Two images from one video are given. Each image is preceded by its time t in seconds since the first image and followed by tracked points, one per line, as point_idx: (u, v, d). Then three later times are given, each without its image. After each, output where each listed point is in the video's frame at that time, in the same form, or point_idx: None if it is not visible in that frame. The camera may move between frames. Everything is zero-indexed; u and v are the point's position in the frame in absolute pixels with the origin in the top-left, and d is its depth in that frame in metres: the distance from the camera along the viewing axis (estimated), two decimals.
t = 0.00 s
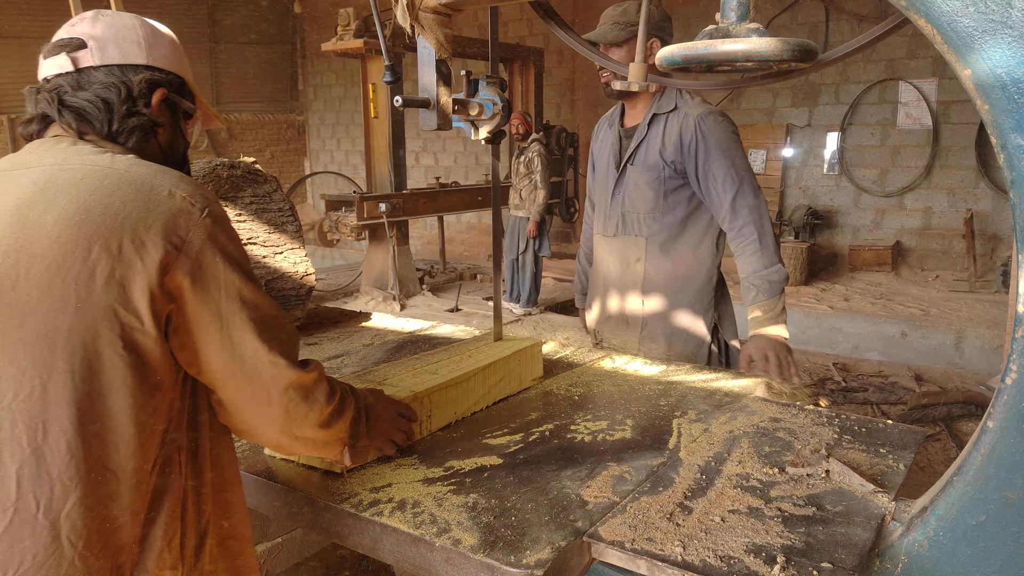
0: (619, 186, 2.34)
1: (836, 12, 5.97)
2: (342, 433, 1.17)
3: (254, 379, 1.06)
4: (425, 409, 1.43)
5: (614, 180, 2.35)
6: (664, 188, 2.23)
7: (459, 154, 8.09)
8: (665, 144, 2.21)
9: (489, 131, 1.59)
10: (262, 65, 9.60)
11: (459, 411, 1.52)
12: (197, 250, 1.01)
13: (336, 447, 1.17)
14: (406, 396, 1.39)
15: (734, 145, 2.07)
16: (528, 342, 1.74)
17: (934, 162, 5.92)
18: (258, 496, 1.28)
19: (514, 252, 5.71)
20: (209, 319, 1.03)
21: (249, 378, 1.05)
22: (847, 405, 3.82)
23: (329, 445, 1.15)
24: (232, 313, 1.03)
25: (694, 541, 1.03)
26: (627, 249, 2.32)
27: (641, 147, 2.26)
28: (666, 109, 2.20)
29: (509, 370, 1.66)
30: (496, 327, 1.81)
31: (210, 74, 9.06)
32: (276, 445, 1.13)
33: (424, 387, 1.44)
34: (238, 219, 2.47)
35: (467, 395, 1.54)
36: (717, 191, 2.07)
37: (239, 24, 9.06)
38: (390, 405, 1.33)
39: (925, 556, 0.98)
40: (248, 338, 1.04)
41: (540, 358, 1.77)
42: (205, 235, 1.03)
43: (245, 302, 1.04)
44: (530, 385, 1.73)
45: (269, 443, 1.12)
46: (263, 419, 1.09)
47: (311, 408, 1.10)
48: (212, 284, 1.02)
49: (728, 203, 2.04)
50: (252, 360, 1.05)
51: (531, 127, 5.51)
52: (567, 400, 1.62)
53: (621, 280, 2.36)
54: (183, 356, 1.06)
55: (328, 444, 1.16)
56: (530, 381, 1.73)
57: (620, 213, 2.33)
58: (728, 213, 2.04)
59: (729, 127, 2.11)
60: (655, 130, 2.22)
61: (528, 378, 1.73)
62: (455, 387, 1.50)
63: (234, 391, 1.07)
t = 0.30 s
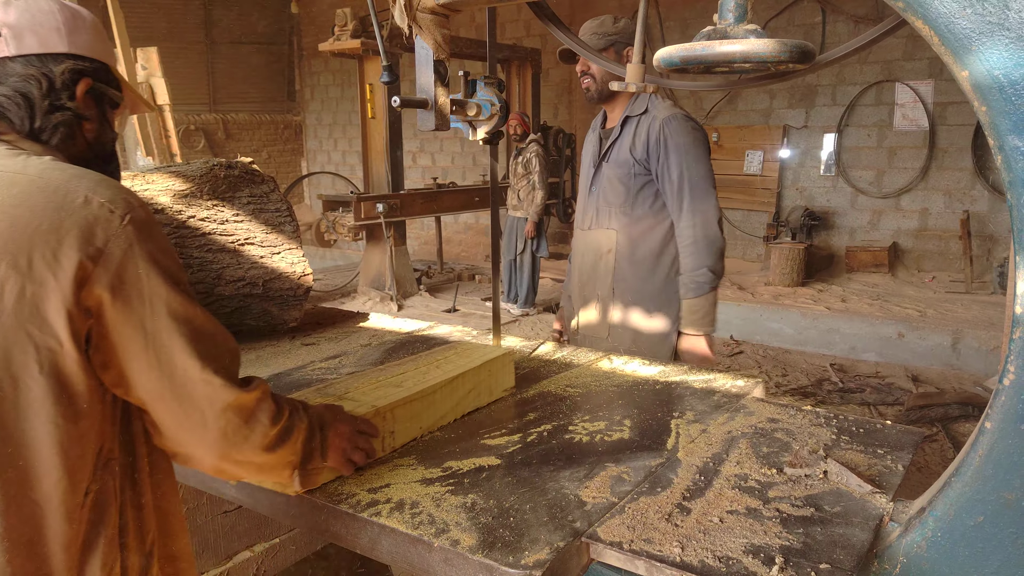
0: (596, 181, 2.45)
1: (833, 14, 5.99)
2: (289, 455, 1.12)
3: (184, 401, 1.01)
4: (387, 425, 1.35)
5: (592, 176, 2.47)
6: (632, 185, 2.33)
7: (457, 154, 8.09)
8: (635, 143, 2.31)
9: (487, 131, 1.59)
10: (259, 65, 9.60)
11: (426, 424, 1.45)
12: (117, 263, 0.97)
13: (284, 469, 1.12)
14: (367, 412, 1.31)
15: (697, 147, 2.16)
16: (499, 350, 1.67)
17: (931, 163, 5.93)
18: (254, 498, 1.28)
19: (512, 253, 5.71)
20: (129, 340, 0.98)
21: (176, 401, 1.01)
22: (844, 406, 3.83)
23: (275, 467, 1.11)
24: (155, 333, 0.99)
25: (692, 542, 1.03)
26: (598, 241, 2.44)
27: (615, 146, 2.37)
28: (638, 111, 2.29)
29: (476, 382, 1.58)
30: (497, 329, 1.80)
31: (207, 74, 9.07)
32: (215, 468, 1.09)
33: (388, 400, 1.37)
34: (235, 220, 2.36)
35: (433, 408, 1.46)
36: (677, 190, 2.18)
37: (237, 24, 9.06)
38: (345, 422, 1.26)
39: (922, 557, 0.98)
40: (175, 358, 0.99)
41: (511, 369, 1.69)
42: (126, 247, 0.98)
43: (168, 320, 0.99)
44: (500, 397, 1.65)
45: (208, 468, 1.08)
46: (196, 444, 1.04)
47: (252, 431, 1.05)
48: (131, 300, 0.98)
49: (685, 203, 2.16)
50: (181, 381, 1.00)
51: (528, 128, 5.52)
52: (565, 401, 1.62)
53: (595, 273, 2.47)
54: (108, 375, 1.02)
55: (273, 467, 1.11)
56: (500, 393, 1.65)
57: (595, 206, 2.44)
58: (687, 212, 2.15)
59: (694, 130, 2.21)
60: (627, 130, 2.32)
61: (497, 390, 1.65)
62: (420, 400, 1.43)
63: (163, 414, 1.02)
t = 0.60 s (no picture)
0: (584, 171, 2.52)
1: (838, 10, 5.96)
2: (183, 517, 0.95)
3: (71, 446, 0.84)
4: (310, 456, 1.22)
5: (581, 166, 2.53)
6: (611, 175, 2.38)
7: (459, 150, 8.08)
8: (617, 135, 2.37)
9: (491, 126, 1.58)
10: (261, 60, 9.58)
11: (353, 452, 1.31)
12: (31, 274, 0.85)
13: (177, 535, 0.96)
14: (284, 442, 1.17)
15: (669, 140, 2.18)
16: (440, 364, 1.54)
17: (934, 160, 5.91)
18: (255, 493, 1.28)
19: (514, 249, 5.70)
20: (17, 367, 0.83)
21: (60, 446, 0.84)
22: (847, 403, 3.82)
23: (166, 534, 0.93)
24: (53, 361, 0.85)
25: (696, 539, 1.03)
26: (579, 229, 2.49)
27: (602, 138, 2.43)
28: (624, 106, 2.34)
29: (413, 402, 1.45)
30: (501, 325, 1.79)
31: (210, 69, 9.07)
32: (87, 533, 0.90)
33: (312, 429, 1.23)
34: (239, 214, 2.31)
35: (366, 431, 1.33)
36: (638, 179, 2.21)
37: (239, 19, 9.05)
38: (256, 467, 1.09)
39: (927, 554, 0.97)
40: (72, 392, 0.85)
41: (451, 384, 1.56)
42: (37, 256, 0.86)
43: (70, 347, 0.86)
44: (441, 415, 1.53)
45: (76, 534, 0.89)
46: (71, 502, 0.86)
47: (144, 491, 0.88)
48: (40, 315, 0.85)
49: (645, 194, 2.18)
50: (73, 421, 0.85)
51: (531, 123, 5.51)
52: (567, 398, 1.61)
53: (575, 260, 2.51)
54: None
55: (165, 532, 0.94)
56: (440, 411, 1.53)
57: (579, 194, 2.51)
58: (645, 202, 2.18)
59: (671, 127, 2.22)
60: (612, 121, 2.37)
61: (437, 408, 1.52)
62: (348, 424, 1.30)
63: (42, 463, 0.84)
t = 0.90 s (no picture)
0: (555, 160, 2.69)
1: (841, 5, 5.94)
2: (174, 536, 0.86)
3: (59, 455, 0.75)
4: (280, 470, 1.14)
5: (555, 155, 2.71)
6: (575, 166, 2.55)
7: (460, 144, 8.06)
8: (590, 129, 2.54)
9: (493, 120, 1.57)
10: (263, 53, 9.56)
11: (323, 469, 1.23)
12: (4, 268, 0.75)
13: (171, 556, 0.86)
14: (252, 458, 1.08)
15: (633, 136, 2.34)
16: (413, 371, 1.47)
17: (937, 155, 5.89)
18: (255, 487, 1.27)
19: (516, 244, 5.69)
20: None
21: (52, 449, 0.75)
22: (848, 399, 3.82)
23: (158, 555, 0.84)
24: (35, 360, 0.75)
25: (698, 534, 1.03)
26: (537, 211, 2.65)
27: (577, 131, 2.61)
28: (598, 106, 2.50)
29: (388, 412, 1.38)
30: (503, 319, 1.78)
31: (211, 63, 9.06)
32: (72, 554, 0.79)
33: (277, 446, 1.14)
34: (239, 208, 2.29)
35: (336, 444, 1.25)
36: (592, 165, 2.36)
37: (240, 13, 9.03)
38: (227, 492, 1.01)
39: (930, 550, 0.97)
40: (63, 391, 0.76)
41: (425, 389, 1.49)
42: None
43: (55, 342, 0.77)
44: (416, 422, 1.45)
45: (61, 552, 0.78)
46: (60, 513, 0.76)
47: (145, 503, 0.80)
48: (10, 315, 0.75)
49: (593, 179, 2.33)
50: (57, 427, 0.75)
51: (533, 118, 5.49)
52: (570, 392, 1.61)
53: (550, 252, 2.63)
54: None
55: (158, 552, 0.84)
56: (418, 416, 1.46)
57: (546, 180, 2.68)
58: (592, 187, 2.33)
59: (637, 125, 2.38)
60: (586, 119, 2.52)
61: (414, 414, 1.45)
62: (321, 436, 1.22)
63: (25, 475, 0.75)
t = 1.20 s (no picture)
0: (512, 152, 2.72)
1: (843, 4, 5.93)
2: (203, 523, 0.81)
3: (65, 444, 0.72)
4: (285, 486, 1.05)
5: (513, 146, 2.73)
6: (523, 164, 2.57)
7: (462, 144, 8.06)
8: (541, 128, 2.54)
9: (495, 119, 1.57)
10: (265, 53, 9.57)
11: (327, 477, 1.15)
12: None
13: (205, 548, 0.80)
14: (258, 473, 0.99)
15: (563, 142, 2.33)
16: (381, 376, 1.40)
17: (940, 155, 5.88)
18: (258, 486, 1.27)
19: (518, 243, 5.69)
20: None
21: (54, 435, 0.71)
22: (851, 399, 3.81)
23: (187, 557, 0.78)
24: (27, 340, 0.72)
25: (701, 535, 1.03)
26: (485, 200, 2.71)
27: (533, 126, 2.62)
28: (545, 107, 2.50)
29: (368, 419, 1.30)
30: (505, 319, 1.78)
31: (214, 62, 9.07)
32: (98, 562, 0.73)
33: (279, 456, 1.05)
34: (242, 207, 2.27)
35: (332, 451, 1.17)
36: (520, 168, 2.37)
37: (242, 12, 9.04)
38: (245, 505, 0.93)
39: (934, 551, 0.97)
40: (56, 371, 0.73)
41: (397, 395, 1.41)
42: None
43: (42, 319, 0.74)
44: (398, 426, 1.39)
45: (86, 557, 0.73)
46: (76, 505, 0.72)
47: (164, 487, 0.76)
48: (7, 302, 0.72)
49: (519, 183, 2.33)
50: (57, 411, 0.72)
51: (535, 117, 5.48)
52: (573, 391, 1.61)
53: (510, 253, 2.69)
54: None
55: (193, 540, 0.79)
56: (396, 425, 1.38)
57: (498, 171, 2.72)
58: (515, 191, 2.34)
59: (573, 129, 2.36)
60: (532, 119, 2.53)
61: (394, 420, 1.38)
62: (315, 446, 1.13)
63: (30, 469, 0.72)
